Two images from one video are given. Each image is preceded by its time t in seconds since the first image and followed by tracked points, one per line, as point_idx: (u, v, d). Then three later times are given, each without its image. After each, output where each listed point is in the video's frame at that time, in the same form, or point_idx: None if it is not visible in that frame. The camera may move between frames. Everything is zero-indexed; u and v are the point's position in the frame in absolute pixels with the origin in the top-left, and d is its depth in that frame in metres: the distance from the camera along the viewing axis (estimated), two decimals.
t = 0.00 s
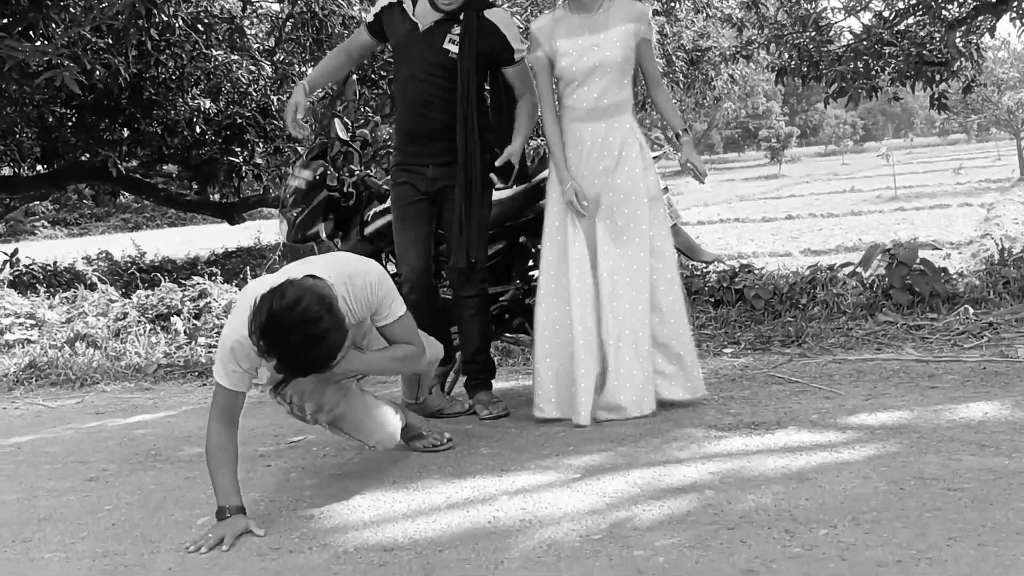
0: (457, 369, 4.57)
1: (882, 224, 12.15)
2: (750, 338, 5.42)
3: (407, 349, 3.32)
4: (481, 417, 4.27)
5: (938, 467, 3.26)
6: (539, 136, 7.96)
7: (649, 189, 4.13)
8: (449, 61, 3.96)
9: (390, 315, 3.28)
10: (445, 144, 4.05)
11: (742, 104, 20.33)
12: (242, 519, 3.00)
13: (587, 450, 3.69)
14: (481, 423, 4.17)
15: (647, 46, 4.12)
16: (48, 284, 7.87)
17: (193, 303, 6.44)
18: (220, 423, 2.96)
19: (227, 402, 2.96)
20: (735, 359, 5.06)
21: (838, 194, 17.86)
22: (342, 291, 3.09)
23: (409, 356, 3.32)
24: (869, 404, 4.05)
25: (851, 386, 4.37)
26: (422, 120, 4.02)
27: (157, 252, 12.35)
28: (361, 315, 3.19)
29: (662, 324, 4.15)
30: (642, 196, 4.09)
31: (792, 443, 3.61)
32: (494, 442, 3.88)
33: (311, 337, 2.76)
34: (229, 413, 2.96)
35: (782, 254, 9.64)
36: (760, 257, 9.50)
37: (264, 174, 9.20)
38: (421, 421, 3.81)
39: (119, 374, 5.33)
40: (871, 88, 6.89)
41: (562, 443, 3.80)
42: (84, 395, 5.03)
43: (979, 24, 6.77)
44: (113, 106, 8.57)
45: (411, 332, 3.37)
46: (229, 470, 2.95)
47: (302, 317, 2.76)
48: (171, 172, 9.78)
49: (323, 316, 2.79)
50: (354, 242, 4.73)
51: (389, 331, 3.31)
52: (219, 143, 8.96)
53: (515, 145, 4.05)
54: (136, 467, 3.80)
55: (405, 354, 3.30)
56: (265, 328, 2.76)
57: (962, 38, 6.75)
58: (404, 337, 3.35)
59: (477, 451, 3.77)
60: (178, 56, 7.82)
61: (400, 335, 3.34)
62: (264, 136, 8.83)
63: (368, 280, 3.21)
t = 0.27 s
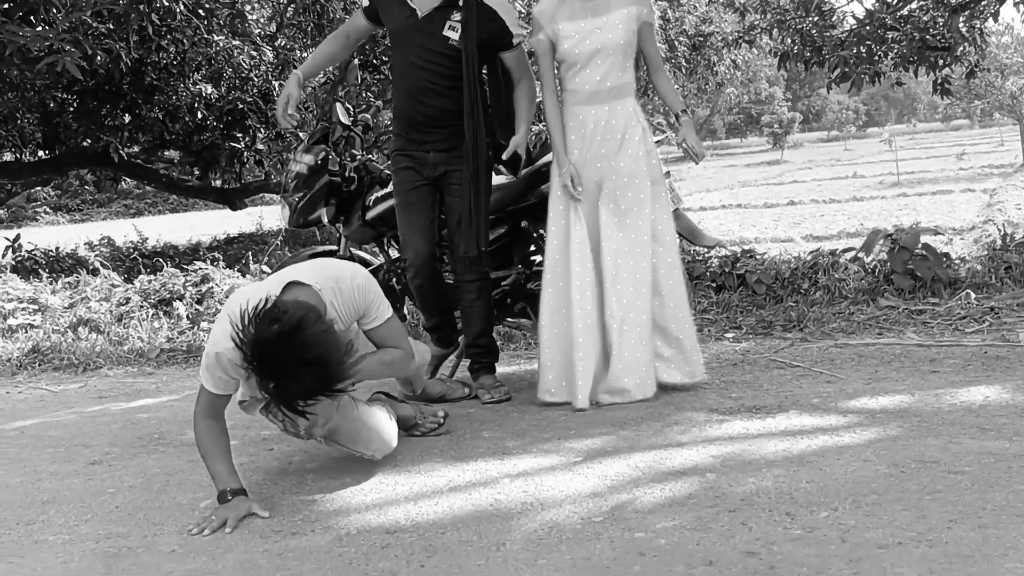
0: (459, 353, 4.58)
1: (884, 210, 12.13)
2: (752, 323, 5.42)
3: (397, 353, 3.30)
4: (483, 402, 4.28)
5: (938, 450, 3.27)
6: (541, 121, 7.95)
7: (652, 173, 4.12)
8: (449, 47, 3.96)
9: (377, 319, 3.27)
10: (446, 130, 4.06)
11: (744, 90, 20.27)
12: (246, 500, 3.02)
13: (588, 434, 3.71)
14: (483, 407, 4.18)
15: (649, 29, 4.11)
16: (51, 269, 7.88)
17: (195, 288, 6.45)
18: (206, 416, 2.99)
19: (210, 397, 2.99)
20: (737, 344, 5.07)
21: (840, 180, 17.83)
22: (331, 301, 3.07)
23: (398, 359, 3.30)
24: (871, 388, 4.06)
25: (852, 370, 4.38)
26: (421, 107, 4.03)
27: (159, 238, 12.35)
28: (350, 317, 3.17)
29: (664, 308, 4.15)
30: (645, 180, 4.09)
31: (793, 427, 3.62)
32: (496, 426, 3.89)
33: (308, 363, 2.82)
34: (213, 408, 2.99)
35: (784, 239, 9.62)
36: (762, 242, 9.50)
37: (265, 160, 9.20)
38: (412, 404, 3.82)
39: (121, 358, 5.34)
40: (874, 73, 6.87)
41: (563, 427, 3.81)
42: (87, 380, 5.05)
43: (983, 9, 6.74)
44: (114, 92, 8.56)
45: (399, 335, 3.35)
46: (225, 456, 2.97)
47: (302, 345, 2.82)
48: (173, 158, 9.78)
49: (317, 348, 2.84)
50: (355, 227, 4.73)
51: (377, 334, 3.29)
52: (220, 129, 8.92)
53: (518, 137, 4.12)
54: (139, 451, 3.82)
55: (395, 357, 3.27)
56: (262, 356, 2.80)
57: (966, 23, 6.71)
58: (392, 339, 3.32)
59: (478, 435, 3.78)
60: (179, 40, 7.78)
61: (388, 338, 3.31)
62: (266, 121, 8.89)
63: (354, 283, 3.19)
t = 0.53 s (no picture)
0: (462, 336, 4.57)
1: (887, 194, 12.09)
2: (754, 306, 5.42)
3: (388, 354, 3.39)
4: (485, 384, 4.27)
5: (941, 432, 3.27)
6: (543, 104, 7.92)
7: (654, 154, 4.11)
8: (447, 32, 3.93)
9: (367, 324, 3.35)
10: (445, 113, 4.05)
11: (747, 74, 20.18)
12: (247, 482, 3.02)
13: (591, 416, 3.71)
14: (485, 390, 4.18)
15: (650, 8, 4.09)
16: (52, 253, 7.88)
17: (197, 271, 6.45)
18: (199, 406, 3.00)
19: (207, 406, 3.00)
20: (739, 327, 5.06)
21: (844, 164, 17.77)
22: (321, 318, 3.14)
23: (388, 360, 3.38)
24: (873, 370, 4.06)
25: (855, 352, 4.37)
26: (419, 92, 4.02)
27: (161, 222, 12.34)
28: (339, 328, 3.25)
29: (666, 289, 4.14)
30: (647, 161, 4.07)
31: (795, 409, 3.62)
32: (498, 408, 3.89)
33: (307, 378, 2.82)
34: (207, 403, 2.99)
35: (787, 223, 9.59)
36: (765, 226, 9.47)
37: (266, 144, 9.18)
38: (405, 392, 3.79)
39: (123, 341, 5.35)
40: (878, 56, 6.83)
41: (566, 409, 3.81)
42: (89, 362, 5.05)
43: None
44: (114, 75, 8.53)
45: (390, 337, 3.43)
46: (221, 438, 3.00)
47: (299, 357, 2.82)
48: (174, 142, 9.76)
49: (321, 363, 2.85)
50: (357, 210, 4.69)
51: (369, 339, 3.37)
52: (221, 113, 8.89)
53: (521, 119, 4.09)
54: (140, 433, 3.82)
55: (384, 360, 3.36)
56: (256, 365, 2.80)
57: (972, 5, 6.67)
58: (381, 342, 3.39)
59: (480, 417, 3.78)
60: (179, 23, 7.86)
61: (379, 341, 3.39)
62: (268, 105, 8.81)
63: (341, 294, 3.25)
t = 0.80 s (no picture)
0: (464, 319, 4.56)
1: (892, 178, 12.04)
2: (758, 289, 5.40)
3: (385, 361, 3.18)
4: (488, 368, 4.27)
5: (946, 414, 3.26)
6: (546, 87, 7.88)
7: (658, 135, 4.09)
8: (445, 14, 3.93)
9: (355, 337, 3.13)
10: (446, 92, 4.03)
11: (751, 57, 20.08)
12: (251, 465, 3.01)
13: (593, 398, 3.70)
14: (487, 372, 4.18)
15: None
16: (54, 236, 7.88)
17: (199, 254, 6.44)
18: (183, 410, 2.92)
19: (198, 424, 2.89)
20: (743, 310, 5.05)
21: (848, 148, 17.70)
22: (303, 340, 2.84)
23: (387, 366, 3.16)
24: (877, 353, 4.05)
25: (859, 335, 4.36)
26: (417, 74, 4.01)
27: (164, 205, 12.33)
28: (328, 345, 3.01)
29: (668, 270, 4.13)
30: (652, 143, 4.06)
31: (799, 391, 3.61)
32: (501, 390, 3.89)
33: (298, 396, 2.58)
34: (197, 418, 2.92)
35: (791, 207, 9.56)
36: (768, 210, 9.44)
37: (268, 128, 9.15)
38: (403, 374, 3.79)
39: (125, 324, 5.35)
40: (883, 39, 6.79)
41: (569, 391, 3.81)
42: (90, 345, 5.05)
43: None
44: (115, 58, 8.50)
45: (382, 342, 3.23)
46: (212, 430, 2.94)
47: (289, 376, 2.59)
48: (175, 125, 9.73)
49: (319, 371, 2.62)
50: (358, 192, 4.67)
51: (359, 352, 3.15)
52: (222, 95, 8.88)
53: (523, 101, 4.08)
54: (141, 415, 3.82)
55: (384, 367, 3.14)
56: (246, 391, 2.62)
57: None
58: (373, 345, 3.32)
59: (483, 399, 3.78)
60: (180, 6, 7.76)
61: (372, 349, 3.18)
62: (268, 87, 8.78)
63: (324, 311, 3.00)
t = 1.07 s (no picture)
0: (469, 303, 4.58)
1: (896, 164, 12.01)
2: (761, 274, 5.40)
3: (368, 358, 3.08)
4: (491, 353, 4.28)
5: (948, 399, 3.26)
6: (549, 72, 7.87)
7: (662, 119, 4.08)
8: None
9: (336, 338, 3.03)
10: (447, 77, 4.01)
11: (755, 43, 20.01)
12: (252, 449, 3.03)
13: (596, 382, 3.71)
14: (490, 357, 4.19)
15: None
16: (58, 221, 7.89)
17: (202, 240, 6.44)
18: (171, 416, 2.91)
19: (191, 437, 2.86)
20: (746, 295, 5.05)
21: (852, 135, 17.67)
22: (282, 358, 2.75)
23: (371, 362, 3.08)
24: (880, 338, 4.05)
25: (862, 320, 4.36)
26: (416, 59, 3.98)
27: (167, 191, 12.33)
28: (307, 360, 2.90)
29: (671, 255, 4.13)
30: (656, 127, 4.05)
31: (801, 375, 3.62)
32: (504, 374, 3.90)
33: (303, 416, 2.54)
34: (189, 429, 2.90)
35: (794, 193, 9.54)
36: (772, 195, 9.42)
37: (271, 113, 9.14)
38: (406, 356, 3.78)
39: (129, 309, 5.36)
40: (887, 24, 6.77)
41: (572, 375, 3.82)
42: (95, 329, 5.07)
43: None
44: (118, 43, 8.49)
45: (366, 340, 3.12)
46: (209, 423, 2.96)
47: (286, 396, 2.55)
48: (179, 110, 9.73)
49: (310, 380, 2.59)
50: (362, 176, 4.65)
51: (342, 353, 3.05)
52: (225, 81, 8.91)
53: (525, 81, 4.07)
54: (146, 398, 3.84)
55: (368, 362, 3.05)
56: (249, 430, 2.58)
57: None
58: (351, 326, 3.39)
59: (486, 383, 3.80)
60: None
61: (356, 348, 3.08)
62: (272, 74, 8.80)
63: (303, 325, 2.91)
